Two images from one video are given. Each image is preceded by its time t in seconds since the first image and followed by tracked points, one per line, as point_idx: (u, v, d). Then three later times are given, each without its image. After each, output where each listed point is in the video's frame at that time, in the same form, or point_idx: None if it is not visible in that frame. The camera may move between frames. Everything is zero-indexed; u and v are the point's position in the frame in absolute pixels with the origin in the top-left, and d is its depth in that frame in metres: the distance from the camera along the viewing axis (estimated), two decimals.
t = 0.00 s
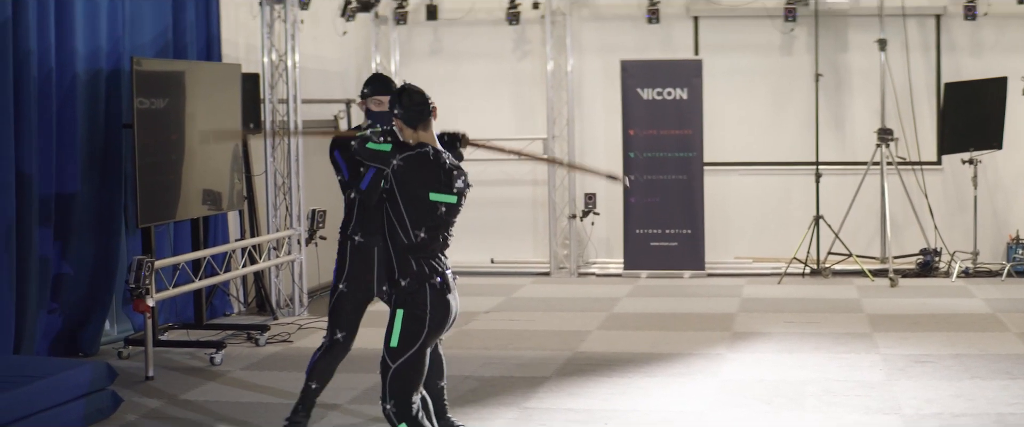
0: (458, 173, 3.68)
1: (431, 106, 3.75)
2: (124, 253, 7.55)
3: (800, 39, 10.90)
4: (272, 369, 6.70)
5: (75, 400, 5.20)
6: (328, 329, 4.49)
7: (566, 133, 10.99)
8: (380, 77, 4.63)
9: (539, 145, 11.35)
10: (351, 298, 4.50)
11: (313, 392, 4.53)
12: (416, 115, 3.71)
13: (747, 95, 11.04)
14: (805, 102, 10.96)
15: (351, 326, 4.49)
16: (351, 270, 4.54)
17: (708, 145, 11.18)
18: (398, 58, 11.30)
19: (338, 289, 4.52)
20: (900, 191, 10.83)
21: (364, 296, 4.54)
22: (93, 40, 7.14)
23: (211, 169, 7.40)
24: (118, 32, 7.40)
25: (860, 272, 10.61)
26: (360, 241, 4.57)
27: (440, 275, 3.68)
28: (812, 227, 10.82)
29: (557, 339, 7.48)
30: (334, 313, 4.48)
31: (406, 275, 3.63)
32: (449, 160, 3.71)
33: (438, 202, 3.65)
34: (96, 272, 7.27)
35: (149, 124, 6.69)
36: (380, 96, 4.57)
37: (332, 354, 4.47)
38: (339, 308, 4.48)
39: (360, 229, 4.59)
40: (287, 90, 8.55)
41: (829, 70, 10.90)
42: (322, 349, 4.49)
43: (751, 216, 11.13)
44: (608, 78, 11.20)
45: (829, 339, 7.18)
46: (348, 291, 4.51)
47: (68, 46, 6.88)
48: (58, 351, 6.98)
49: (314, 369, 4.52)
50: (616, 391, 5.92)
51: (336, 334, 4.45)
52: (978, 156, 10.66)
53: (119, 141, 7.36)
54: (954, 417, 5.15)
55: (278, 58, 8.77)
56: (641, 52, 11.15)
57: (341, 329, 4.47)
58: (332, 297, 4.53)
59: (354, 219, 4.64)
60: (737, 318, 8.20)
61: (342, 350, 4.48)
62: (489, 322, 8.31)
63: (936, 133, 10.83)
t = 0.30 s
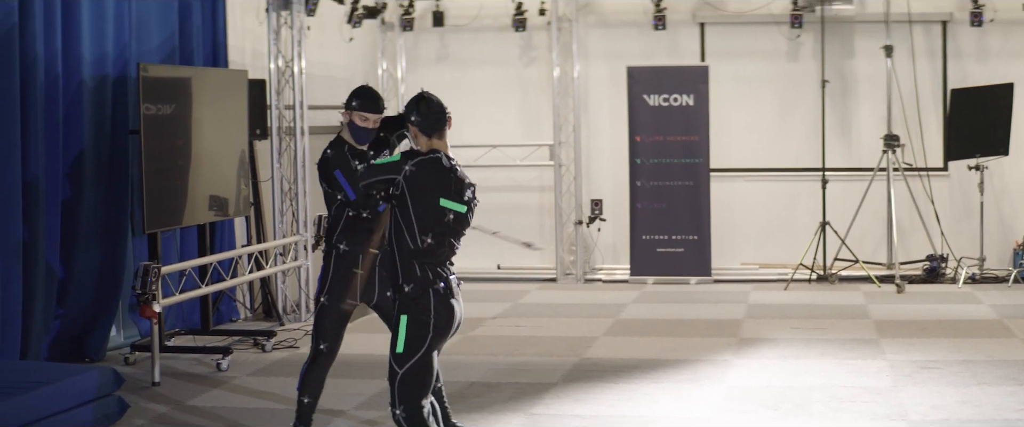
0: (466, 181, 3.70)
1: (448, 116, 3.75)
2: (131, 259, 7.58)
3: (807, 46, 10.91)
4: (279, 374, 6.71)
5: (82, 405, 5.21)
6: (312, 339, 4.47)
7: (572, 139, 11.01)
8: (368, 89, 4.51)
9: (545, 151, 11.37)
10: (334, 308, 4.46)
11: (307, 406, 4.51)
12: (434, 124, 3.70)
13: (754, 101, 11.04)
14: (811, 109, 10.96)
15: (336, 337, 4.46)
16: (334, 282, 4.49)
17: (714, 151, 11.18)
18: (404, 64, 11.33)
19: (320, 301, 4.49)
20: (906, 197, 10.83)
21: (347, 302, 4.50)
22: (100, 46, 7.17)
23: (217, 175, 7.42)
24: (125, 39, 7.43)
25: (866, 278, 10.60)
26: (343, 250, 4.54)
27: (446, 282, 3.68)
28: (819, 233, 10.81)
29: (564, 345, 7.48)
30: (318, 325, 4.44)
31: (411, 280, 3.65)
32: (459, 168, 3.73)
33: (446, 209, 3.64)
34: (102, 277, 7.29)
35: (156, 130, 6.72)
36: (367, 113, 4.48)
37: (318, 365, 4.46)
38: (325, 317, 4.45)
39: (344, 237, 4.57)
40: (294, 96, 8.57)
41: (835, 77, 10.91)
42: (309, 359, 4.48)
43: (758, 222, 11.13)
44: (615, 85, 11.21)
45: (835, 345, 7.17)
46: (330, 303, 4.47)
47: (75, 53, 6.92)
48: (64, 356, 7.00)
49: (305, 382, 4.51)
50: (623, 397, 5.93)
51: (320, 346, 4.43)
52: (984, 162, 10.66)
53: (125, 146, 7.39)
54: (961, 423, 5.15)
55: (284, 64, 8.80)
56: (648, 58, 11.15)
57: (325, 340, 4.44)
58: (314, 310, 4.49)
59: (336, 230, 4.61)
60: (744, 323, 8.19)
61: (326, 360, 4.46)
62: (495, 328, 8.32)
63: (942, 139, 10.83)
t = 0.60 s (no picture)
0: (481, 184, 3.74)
1: (459, 119, 3.79)
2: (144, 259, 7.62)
3: (819, 49, 10.90)
4: (291, 376, 6.74)
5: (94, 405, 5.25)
6: (328, 347, 4.43)
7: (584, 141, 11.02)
8: (367, 98, 4.49)
9: (557, 154, 11.39)
10: (352, 314, 4.47)
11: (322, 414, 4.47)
12: (447, 127, 3.75)
13: (766, 104, 11.03)
14: (824, 111, 10.95)
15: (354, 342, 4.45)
16: (349, 287, 4.49)
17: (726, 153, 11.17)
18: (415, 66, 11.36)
19: (337, 308, 4.48)
20: (918, 199, 10.80)
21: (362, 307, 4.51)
22: (112, 47, 7.21)
23: (229, 177, 7.46)
24: (138, 41, 7.48)
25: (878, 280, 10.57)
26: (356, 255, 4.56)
27: (460, 283, 3.71)
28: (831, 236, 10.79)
29: (575, 348, 7.49)
30: (334, 332, 4.43)
31: (427, 282, 3.67)
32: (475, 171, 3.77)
33: (464, 211, 3.67)
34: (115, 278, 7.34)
35: (168, 131, 6.76)
36: (367, 123, 4.47)
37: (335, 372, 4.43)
38: (342, 324, 4.44)
39: (353, 244, 4.58)
40: (306, 98, 8.61)
41: (847, 79, 10.90)
42: (327, 367, 4.45)
43: (770, 224, 11.11)
44: (627, 87, 11.22)
45: (847, 348, 7.17)
46: (347, 310, 4.47)
47: (87, 55, 6.96)
48: (77, 357, 7.04)
49: (321, 390, 4.47)
50: (635, 399, 5.94)
51: (340, 353, 4.40)
52: (996, 165, 10.63)
53: (137, 146, 7.43)
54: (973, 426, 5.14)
55: (297, 67, 8.85)
56: (660, 61, 11.16)
57: (344, 347, 4.42)
58: (329, 317, 4.48)
59: (342, 237, 4.61)
60: (756, 326, 8.19)
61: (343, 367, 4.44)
62: (507, 330, 8.34)
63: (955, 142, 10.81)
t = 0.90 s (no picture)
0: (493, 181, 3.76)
1: (469, 117, 3.80)
2: (157, 258, 7.67)
3: (833, 49, 10.88)
4: (304, 375, 6.78)
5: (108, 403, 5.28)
6: (340, 348, 4.44)
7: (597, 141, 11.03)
8: (370, 98, 4.53)
9: (570, 153, 11.40)
10: (361, 314, 4.49)
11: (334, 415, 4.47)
12: (456, 124, 3.75)
13: (779, 104, 11.02)
14: (837, 112, 10.92)
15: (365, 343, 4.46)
16: (359, 288, 4.52)
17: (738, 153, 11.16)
18: (428, 65, 11.39)
19: (347, 309, 4.50)
20: (932, 200, 10.77)
21: (373, 306, 4.54)
22: (125, 46, 7.25)
23: (242, 176, 7.50)
24: (151, 40, 7.52)
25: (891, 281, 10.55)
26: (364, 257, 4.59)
27: (474, 281, 3.74)
28: (843, 236, 10.77)
29: (588, 347, 7.50)
30: (346, 332, 4.45)
31: (442, 281, 3.69)
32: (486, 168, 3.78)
33: (479, 209, 3.70)
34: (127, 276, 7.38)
35: (181, 130, 6.80)
36: (374, 122, 4.50)
37: (347, 372, 4.44)
38: (353, 324, 4.46)
39: (362, 245, 4.62)
40: (319, 97, 8.64)
41: (861, 80, 10.87)
42: (338, 368, 4.46)
43: (783, 225, 11.09)
44: (640, 87, 11.21)
45: (860, 348, 7.16)
46: (358, 310, 4.49)
47: (100, 54, 7.00)
48: (90, 355, 7.09)
49: (333, 390, 4.46)
50: (647, 399, 5.94)
51: (351, 352, 4.42)
52: (1010, 165, 10.60)
53: (150, 145, 7.47)
54: None
55: (310, 66, 8.88)
56: (673, 61, 11.15)
57: (356, 347, 4.44)
58: (340, 317, 4.50)
59: (350, 238, 4.65)
60: (768, 326, 8.18)
61: (355, 368, 4.45)
62: (519, 329, 8.35)
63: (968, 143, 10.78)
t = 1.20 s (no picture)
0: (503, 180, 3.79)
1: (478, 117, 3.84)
2: (170, 258, 7.71)
3: (846, 51, 10.86)
4: (316, 376, 6.81)
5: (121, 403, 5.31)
6: (348, 348, 4.46)
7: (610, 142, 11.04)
8: (382, 99, 4.55)
9: (583, 155, 11.41)
10: (369, 314, 4.51)
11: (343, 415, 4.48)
12: (465, 124, 3.78)
13: (792, 106, 11.00)
14: (850, 113, 10.90)
15: (373, 342, 4.47)
16: (367, 287, 4.54)
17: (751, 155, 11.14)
18: (441, 66, 11.43)
19: (355, 308, 4.52)
20: (945, 202, 10.74)
21: (381, 307, 4.55)
22: (139, 47, 7.30)
23: (256, 176, 7.54)
24: (164, 40, 7.57)
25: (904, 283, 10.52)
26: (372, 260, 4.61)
27: (485, 282, 3.76)
28: (856, 239, 10.75)
29: (601, 349, 7.51)
30: (354, 331, 4.47)
31: (454, 282, 3.70)
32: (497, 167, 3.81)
33: (490, 208, 3.73)
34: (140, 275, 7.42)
35: (194, 130, 6.84)
36: (384, 122, 4.52)
37: (356, 371, 4.45)
38: (361, 324, 4.48)
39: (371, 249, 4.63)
40: (332, 98, 8.68)
41: (874, 82, 10.85)
42: (348, 368, 4.47)
43: (796, 227, 11.07)
44: (653, 89, 11.22)
45: (873, 350, 7.15)
46: (366, 310, 4.51)
47: (114, 53, 7.05)
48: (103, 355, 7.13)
49: (343, 390, 4.47)
50: (660, 401, 5.95)
51: (359, 351, 4.43)
52: None
53: (163, 145, 7.51)
54: None
55: (323, 66, 8.91)
56: (686, 62, 11.15)
57: (363, 346, 4.45)
58: (349, 317, 4.53)
59: (359, 241, 4.67)
60: (781, 328, 8.17)
61: (364, 367, 4.46)
62: (532, 330, 8.37)
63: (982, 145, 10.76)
